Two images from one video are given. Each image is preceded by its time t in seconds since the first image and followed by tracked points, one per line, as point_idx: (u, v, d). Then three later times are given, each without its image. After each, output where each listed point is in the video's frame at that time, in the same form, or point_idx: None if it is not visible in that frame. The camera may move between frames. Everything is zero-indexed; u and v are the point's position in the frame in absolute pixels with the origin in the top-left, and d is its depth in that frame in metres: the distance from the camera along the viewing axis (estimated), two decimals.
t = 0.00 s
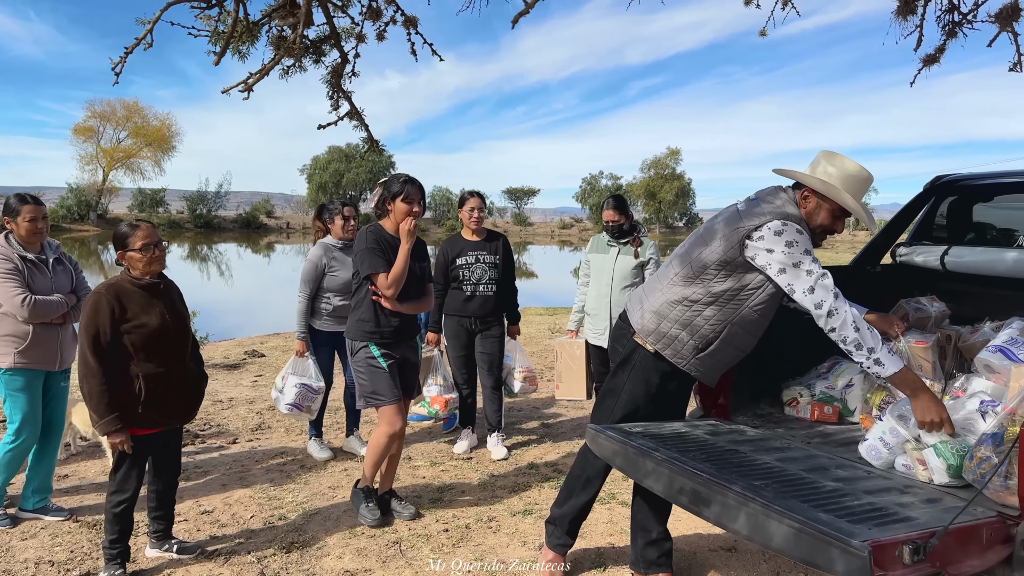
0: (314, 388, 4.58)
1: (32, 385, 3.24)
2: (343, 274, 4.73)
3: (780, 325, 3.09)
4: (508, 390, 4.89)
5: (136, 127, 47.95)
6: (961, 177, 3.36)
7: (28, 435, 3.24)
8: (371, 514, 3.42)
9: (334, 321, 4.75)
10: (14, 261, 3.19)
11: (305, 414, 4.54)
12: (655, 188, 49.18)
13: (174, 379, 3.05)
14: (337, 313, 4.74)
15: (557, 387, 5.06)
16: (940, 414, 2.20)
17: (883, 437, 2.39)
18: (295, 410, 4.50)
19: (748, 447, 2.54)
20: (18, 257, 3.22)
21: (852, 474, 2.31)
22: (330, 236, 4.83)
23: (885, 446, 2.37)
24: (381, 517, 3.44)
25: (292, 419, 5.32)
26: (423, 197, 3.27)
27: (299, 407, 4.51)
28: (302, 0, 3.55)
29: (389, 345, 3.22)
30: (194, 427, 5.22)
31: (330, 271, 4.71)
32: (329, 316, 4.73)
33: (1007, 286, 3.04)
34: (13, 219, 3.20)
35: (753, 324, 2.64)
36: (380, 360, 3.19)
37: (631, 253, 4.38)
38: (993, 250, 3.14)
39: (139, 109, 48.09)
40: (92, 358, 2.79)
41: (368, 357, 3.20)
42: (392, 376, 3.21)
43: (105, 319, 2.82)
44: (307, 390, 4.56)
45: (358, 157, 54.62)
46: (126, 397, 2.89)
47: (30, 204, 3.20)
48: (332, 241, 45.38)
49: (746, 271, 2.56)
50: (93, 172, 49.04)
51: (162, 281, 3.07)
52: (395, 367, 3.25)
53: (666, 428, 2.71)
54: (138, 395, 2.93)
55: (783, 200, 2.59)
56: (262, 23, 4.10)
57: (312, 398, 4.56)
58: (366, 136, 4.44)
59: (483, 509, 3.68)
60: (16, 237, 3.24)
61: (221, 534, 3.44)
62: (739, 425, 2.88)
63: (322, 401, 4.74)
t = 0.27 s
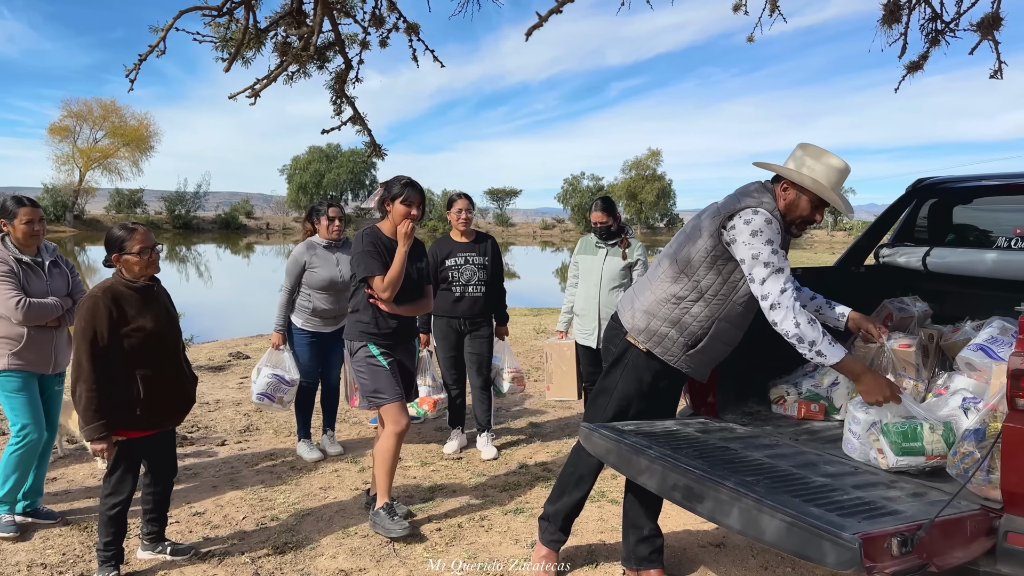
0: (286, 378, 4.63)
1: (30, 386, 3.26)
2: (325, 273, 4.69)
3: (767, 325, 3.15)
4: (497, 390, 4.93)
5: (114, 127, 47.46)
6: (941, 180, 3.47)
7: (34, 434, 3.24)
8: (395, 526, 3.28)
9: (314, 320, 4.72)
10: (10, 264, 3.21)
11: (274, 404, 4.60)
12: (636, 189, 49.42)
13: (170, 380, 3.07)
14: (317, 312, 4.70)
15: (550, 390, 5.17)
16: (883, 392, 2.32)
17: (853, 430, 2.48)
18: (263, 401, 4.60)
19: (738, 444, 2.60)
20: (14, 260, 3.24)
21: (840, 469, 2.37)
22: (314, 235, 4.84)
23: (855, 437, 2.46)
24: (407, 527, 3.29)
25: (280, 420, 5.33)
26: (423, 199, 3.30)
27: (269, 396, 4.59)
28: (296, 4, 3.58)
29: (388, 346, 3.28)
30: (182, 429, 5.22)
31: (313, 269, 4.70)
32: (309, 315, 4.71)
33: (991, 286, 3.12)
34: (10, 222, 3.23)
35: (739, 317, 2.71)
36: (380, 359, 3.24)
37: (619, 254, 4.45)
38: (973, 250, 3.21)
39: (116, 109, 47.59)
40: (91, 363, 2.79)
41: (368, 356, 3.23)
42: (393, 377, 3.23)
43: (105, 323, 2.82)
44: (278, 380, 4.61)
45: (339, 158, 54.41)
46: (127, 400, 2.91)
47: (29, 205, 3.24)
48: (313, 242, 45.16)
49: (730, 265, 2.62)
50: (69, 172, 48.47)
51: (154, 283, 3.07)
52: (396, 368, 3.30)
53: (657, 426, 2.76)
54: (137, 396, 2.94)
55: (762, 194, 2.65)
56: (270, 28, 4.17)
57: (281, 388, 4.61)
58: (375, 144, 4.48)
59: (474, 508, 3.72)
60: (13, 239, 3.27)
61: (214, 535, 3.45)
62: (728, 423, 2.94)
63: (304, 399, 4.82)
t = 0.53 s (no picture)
0: (281, 369, 4.58)
1: (26, 388, 3.28)
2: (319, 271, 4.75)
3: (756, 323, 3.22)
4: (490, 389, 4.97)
5: (101, 128, 47.19)
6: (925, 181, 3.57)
7: (34, 432, 3.26)
8: (401, 537, 3.21)
9: (306, 318, 4.77)
10: (7, 266, 3.23)
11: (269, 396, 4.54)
12: (625, 190, 49.58)
13: (164, 381, 3.07)
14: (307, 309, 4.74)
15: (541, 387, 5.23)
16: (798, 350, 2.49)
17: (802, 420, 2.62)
18: (257, 392, 4.54)
19: (729, 439, 2.66)
20: (11, 261, 3.26)
21: (828, 462, 2.43)
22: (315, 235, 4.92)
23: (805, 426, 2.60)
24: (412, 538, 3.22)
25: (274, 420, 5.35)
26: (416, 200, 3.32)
27: (263, 387, 4.53)
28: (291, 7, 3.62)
29: (391, 350, 3.26)
30: (175, 430, 5.23)
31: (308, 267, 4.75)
32: (301, 312, 4.75)
33: (975, 284, 3.19)
34: (7, 223, 3.25)
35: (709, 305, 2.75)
36: (382, 365, 3.22)
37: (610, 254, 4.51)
38: (957, 249, 3.29)
39: (103, 110, 47.31)
40: (83, 363, 2.80)
41: (370, 363, 3.23)
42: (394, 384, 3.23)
43: (99, 323, 2.83)
44: (272, 371, 4.57)
45: (328, 159, 54.31)
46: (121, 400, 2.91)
47: (25, 206, 3.27)
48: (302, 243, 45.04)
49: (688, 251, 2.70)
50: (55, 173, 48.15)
51: (148, 283, 3.07)
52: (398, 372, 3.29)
53: (650, 422, 2.81)
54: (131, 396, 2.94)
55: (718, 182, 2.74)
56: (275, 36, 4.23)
57: (276, 379, 4.56)
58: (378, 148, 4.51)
59: (469, 505, 3.76)
60: (10, 241, 3.29)
61: (211, 533, 3.48)
62: (720, 419, 2.99)
63: (297, 398, 4.78)
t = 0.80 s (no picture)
0: (281, 365, 4.63)
1: (30, 389, 3.32)
2: (315, 270, 4.80)
3: (750, 321, 3.28)
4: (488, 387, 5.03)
5: (97, 129, 47.15)
6: (915, 182, 3.65)
7: (34, 437, 3.31)
8: (403, 535, 3.26)
9: (303, 315, 4.83)
10: (11, 265, 3.27)
11: (268, 390, 4.57)
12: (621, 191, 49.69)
13: (167, 377, 3.11)
14: (304, 306, 4.79)
15: (539, 383, 5.25)
16: (708, 307, 2.71)
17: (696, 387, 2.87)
18: (258, 386, 4.58)
19: (723, 433, 2.72)
20: (15, 260, 3.30)
21: (819, 455, 2.49)
22: (315, 235, 4.99)
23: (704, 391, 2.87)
24: (414, 536, 3.27)
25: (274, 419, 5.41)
26: (413, 197, 3.36)
27: (264, 382, 4.57)
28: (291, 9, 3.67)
29: (396, 349, 3.28)
30: (176, 428, 5.28)
31: (305, 266, 4.80)
32: (298, 310, 4.81)
33: (963, 282, 3.25)
34: (11, 222, 3.29)
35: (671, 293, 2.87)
36: (386, 367, 3.25)
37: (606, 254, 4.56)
38: (947, 248, 3.35)
39: (99, 111, 47.27)
40: (89, 358, 2.84)
41: (374, 364, 3.25)
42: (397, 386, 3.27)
43: (102, 320, 2.87)
44: (272, 367, 4.63)
45: (325, 160, 54.35)
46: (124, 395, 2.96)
47: (27, 205, 3.31)
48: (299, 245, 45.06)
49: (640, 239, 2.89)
50: (52, 174, 48.12)
51: (151, 281, 3.12)
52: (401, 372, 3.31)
53: (646, 417, 2.87)
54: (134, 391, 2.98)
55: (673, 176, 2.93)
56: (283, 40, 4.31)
57: (276, 374, 4.60)
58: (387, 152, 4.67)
59: (468, 501, 3.83)
60: (13, 240, 3.33)
61: (214, 528, 3.53)
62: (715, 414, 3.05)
63: (294, 395, 4.84)
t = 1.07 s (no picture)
0: (280, 367, 4.72)
1: (40, 389, 3.36)
2: (310, 270, 4.84)
3: (751, 319, 3.34)
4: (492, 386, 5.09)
5: (99, 132, 47.28)
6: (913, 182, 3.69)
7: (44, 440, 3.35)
8: (408, 530, 3.31)
9: (302, 315, 4.85)
10: (22, 265, 3.32)
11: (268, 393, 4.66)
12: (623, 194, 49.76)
13: (178, 373, 3.16)
14: (302, 307, 4.83)
15: (543, 382, 5.39)
16: (625, 293, 2.83)
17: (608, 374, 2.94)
18: (258, 388, 4.66)
19: (725, 427, 2.77)
20: (26, 260, 3.34)
21: (818, 448, 2.54)
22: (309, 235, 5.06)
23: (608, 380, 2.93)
24: (420, 531, 3.32)
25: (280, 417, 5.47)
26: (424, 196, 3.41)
27: (264, 385, 4.66)
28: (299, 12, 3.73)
29: (405, 348, 3.33)
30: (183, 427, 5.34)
31: (300, 266, 4.86)
32: (297, 311, 4.85)
33: (961, 280, 3.30)
34: (22, 222, 3.34)
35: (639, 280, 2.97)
36: (395, 368, 3.31)
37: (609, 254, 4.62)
38: (945, 247, 3.42)
39: (102, 114, 47.40)
40: (101, 354, 2.90)
41: (383, 363, 3.31)
42: (404, 386, 3.33)
43: (114, 316, 2.93)
44: (273, 369, 4.71)
45: (327, 163, 54.46)
46: (136, 391, 3.01)
47: (37, 205, 3.36)
48: (300, 247, 45.15)
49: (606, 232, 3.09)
50: (55, 177, 48.26)
51: (163, 279, 3.19)
52: (411, 371, 3.37)
53: (648, 412, 2.92)
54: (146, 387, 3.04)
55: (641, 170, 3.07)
56: (297, 44, 4.42)
57: (276, 377, 4.69)
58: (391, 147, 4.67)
59: (473, 497, 3.88)
60: (24, 240, 3.38)
61: (223, 523, 3.59)
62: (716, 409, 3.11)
63: (294, 392, 4.90)
